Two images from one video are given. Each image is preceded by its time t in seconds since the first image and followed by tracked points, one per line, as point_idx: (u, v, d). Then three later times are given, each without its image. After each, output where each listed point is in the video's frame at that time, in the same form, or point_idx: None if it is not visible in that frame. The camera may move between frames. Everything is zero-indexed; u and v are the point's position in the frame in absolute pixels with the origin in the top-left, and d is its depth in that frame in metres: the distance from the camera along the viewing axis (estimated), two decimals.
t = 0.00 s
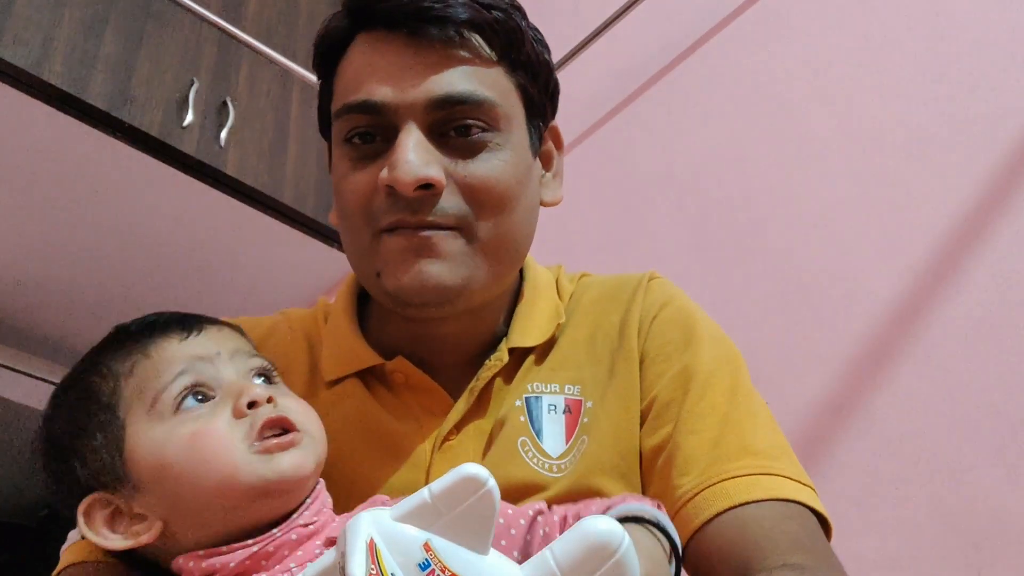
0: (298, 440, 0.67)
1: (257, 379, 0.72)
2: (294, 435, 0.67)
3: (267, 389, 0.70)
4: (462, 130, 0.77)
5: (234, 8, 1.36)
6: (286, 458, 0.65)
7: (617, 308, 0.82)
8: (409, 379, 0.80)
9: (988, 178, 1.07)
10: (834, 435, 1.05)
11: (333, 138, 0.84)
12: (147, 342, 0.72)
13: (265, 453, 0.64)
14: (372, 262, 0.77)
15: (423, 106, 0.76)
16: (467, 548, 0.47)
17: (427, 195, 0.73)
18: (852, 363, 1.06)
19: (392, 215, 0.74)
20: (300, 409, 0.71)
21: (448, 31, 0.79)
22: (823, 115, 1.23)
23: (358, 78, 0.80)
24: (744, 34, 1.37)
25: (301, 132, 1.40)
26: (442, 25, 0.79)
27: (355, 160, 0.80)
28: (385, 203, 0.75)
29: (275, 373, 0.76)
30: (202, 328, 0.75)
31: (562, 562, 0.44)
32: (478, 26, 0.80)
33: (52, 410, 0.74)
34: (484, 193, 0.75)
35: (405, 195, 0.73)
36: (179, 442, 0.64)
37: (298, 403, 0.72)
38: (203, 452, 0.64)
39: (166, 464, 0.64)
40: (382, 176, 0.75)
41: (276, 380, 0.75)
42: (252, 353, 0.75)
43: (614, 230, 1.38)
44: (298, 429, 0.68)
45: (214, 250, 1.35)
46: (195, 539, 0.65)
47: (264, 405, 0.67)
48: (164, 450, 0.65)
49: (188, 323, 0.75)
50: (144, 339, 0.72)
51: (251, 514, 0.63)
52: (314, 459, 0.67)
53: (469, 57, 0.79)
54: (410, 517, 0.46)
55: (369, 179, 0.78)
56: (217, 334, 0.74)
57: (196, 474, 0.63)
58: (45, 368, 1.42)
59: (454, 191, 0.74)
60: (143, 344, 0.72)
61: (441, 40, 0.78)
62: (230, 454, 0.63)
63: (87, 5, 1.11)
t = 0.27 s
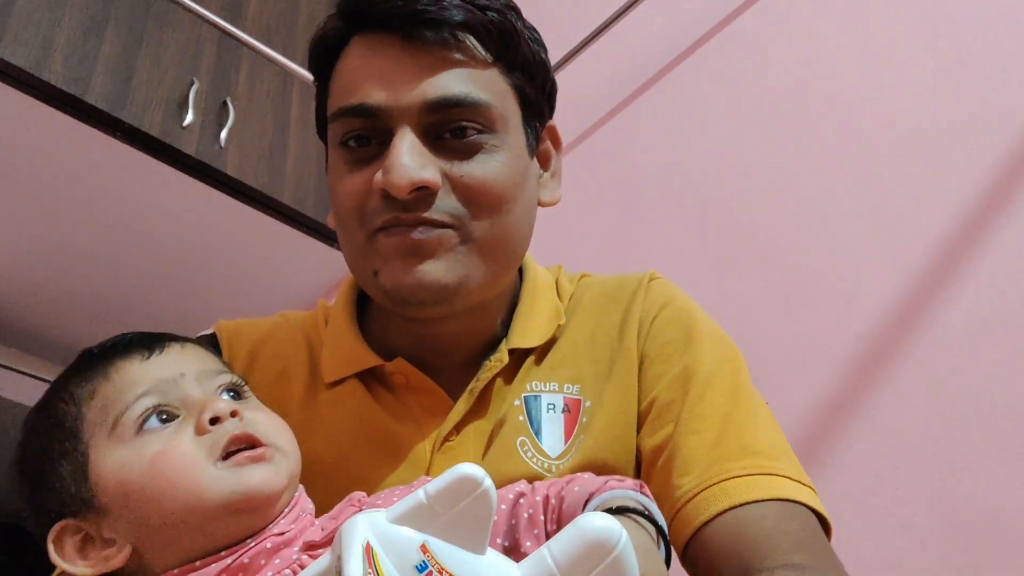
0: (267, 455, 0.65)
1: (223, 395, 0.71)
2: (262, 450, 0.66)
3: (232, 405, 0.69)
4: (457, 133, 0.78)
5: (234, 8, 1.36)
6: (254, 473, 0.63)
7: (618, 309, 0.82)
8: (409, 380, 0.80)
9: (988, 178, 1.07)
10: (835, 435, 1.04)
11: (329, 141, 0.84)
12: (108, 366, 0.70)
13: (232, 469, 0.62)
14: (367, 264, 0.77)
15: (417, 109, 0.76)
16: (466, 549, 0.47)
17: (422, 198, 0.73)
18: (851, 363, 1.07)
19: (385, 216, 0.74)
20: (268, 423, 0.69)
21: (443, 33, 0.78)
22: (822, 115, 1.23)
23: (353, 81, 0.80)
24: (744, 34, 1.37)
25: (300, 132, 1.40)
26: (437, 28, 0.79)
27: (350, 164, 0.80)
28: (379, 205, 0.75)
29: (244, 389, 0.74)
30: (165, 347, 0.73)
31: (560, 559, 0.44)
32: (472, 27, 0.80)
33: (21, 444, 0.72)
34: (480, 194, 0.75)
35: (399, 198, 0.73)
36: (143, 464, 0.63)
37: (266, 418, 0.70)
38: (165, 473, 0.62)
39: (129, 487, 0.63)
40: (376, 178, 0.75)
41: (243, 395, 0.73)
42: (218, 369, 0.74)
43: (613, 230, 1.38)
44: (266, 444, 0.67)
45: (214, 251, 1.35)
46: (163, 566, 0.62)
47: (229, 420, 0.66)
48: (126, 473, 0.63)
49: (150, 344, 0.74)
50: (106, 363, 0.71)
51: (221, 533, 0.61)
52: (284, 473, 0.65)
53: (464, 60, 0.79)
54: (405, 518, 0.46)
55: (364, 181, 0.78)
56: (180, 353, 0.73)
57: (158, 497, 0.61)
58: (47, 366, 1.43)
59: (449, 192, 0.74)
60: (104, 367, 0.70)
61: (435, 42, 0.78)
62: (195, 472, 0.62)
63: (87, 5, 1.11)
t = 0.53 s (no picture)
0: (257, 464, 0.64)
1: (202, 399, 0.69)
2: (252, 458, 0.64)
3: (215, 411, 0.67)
4: (453, 135, 0.77)
5: (233, 7, 1.36)
6: (245, 484, 0.62)
7: (620, 309, 0.82)
8: (409, 380, 0.80)
9: (987, 178, 1.07)
10: (835, 435, 1.05)
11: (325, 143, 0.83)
12: (80, 374, 0.67)
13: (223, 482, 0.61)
14: (366, 267, 0.77)
15: (411, 112, 0.75)
16: (465, 548, 0.47)
17: (416, 202, 0.73)
18: (850, 363, 1.07)
19: (380, 222, 0.74)
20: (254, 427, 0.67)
21: (438, 35, 0.77)
22: (822, 115, 1.23)
23: (348, 83, 0.79)
24: (743, 35, 1.37)
25: (300, 132, 1.39)
26: (433, 30, 0.77)
27: (347, 166, 0.80)
28: (374, 211, 0.75)
29: (224, 387, 0.72)
30: (137, 351, 0.70)
31: (560, 552, 0.45)
32: (468, 29, 0.79)
33: None
34: (475, 198, 0.75)
35: (393, 203, 0.73)
36: (129, 484, 0.61)
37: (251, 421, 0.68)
38: (154, 493, 0.60)
39: (116, 508, 0.61)
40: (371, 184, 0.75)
41: (223, 395, 0.71)
42: (196, 369, 0.71)
43: (613, 230, 1.38)
44: (253, 450, 0.65)
45: (214, 251, 1.36)
46: None
47: (214, 430, 0.64)
48: (111, 494, 0.61)
49: (121, 347, 0.70)
50: (76, 372, 0.67)
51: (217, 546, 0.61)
52: (276, 480, 0.64)
53: (459, 61, 0.78)
54: (404, 517, 0.46)
55: (359, 185, 0.77)
56: (155, 356, 0.70)
57: (148, 517, 0.60)
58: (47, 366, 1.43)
59: (444, 197, 0.74)
60: (74, 378, 0.67)
61: (430, 45, 0.77)
62: (184, 488, 0.60)
63: (87, 5, 1.11)
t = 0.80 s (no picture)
0: (264, 483, 0.62)
1: (223, 399, 0.67)
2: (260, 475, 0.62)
3: (231, 418, 0.65)
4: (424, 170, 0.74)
5: (233, 7, 1.36)
6: (244, 505, 0.60)
7: (622, 310, 0.82)
8: (414, 385, 0.79)
9: (987, 179, 1.07)
10: (836, 435, 1.05)
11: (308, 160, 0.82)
12: (102, 360, 0.67)
13: (222, 504, 0.60)
14: (344, 288, 0.79)
15: (376, 151, 0.73)
16: (463, 550, 0.47)
17: (381, 239, 0.72)
18: (850, 363, 1.07)
19: (352, 252, 0.75)
20: (269, 434, 0.65)
21: (408, 69, 0.74)
22: (822, 116, 1.23)
23: (321, 112, 0.77)
24: (743, 35, 1.37)
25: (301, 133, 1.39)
26: (402, 63, 0.74)
27: (322, 191, 0.79)
28: (346, 242, 0.75)
29: (250, 382, 0.70)
30: (163, 341, 0.68)
31: (560, 550, 0.45)
32: (440, 61, 0.75)
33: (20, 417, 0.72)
34: (444, 233, 0.73)
35: (358, 241, 0.73)
36: (132, 488, 0.61)
37: (268, 427, 0.66)
38: (154, 503, 0.60)
39: (119, 508, 0.61)
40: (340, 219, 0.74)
41: (248, 394, 0.69)
42: (222, 362, 0.69)
43: (613, 230, 1.38)
44: (263, 465, 0.63)
45: (215, 251, 1.36)
46: None
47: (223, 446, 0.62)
48: (116, 494, 0.62)
49: (149, 332, 0.69)
50: (100, 356, 0.67)
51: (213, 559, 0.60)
52: (280, 499, 0.62)
53: (428, 95, 0.74)
54: (402, 520, 0.46)
55: (334, 213, 0.77)
56: (180, 347, 0.68)
57: (148, 525, 0.60)
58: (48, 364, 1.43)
59: (413, 233, 0.73)
60: (97, 364, 0.66)
61: (397, 82, 0.74)
62: (184, 503, 0.59)
63: (87, 5, 1.11)
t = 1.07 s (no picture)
0: (247, 511, 0.60)
1: (233, 408, 0.64)
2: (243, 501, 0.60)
3: (232, 435, 0.62)
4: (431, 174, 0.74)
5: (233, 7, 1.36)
6: (219, 533, 0.59)
7: (624, 310, 0.82)
8: (416, 384, 0.79)
9: (986, 179, 1.07)
10: (836, 435, 1.05)
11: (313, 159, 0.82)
12: (131, 344, 0.66)
13: (197, 528, 0.59)
14: (348, 288, 0.80)
15: (383, 155, 0.73)
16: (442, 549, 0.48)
17: (386, 244, 0.73)
18: (850, 363, 1.07)
19: (356, 255, 0.76)
20: (267, 455, 0.62)
21: (416, 74, 0.73)
22: (822, 116, 1.23)
23: (326, 114, 0.77)
24: (744, 35, 1.37)
25: (302, 132, 1.38)
26: (410, 68, 0.73)
27: (328, 192, 0.79)
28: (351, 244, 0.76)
29: (269, 387, 0.67)
30: (182, 337, 0.65)
31: (540, 545, 0.46)
32: (446, 66, 0.74)
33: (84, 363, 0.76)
34: (450, 237, 0.74)
35: (364, 245, 0.73)
36: (131, 484, 0.62)
37: (270, 446, 0.63)
38: (144, 506, 0.61)
39: (122, 498, 0.63)
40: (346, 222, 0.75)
41: (264, 403, 0.65)
42: (242, 366, 0.66)
43: (613, 230, 1.38)
44: (250, 491, 0.61)
45: (215, 251, 1.36)
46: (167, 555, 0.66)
47: (210, 468, 0.60)
48: (119, 485, 0.63)
49: (174, 323, 0.66)
50: (125, 341, 0.66)
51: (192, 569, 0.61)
52: (261, 529, 0.60)
53: (435, 102, 0.74)
54: (376, 530, 0.47)
55: (340, 214, 0.77)
56: (199, 347, 0.65)
57: (138, 524, 0.62)
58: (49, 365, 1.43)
59: (419, 236, 0.74)
60: (120, 349, 0.66)
61: (402, 86, 0.73)
62: (168, 516, 0.60)
63: (87, 5, 1.11)
